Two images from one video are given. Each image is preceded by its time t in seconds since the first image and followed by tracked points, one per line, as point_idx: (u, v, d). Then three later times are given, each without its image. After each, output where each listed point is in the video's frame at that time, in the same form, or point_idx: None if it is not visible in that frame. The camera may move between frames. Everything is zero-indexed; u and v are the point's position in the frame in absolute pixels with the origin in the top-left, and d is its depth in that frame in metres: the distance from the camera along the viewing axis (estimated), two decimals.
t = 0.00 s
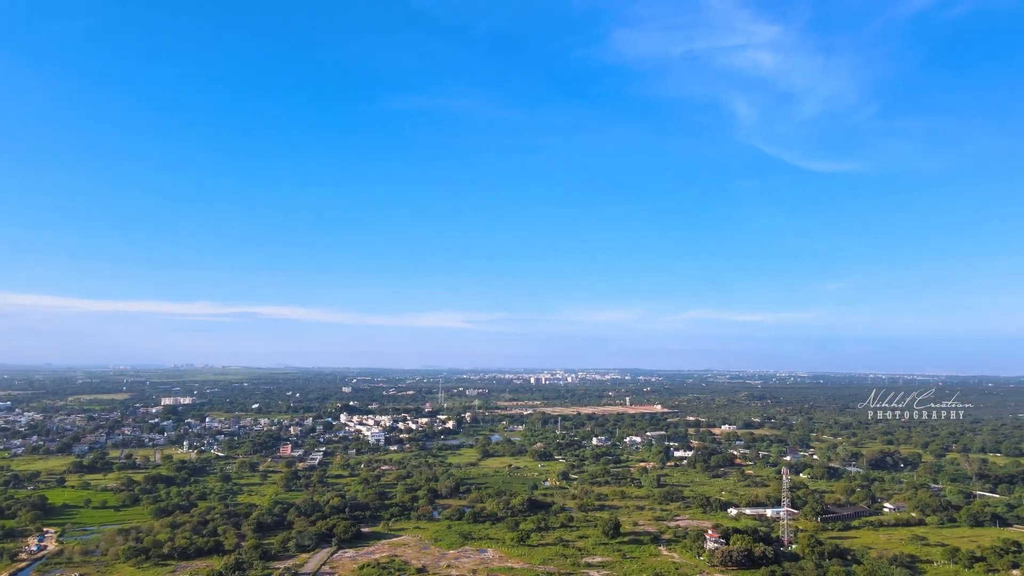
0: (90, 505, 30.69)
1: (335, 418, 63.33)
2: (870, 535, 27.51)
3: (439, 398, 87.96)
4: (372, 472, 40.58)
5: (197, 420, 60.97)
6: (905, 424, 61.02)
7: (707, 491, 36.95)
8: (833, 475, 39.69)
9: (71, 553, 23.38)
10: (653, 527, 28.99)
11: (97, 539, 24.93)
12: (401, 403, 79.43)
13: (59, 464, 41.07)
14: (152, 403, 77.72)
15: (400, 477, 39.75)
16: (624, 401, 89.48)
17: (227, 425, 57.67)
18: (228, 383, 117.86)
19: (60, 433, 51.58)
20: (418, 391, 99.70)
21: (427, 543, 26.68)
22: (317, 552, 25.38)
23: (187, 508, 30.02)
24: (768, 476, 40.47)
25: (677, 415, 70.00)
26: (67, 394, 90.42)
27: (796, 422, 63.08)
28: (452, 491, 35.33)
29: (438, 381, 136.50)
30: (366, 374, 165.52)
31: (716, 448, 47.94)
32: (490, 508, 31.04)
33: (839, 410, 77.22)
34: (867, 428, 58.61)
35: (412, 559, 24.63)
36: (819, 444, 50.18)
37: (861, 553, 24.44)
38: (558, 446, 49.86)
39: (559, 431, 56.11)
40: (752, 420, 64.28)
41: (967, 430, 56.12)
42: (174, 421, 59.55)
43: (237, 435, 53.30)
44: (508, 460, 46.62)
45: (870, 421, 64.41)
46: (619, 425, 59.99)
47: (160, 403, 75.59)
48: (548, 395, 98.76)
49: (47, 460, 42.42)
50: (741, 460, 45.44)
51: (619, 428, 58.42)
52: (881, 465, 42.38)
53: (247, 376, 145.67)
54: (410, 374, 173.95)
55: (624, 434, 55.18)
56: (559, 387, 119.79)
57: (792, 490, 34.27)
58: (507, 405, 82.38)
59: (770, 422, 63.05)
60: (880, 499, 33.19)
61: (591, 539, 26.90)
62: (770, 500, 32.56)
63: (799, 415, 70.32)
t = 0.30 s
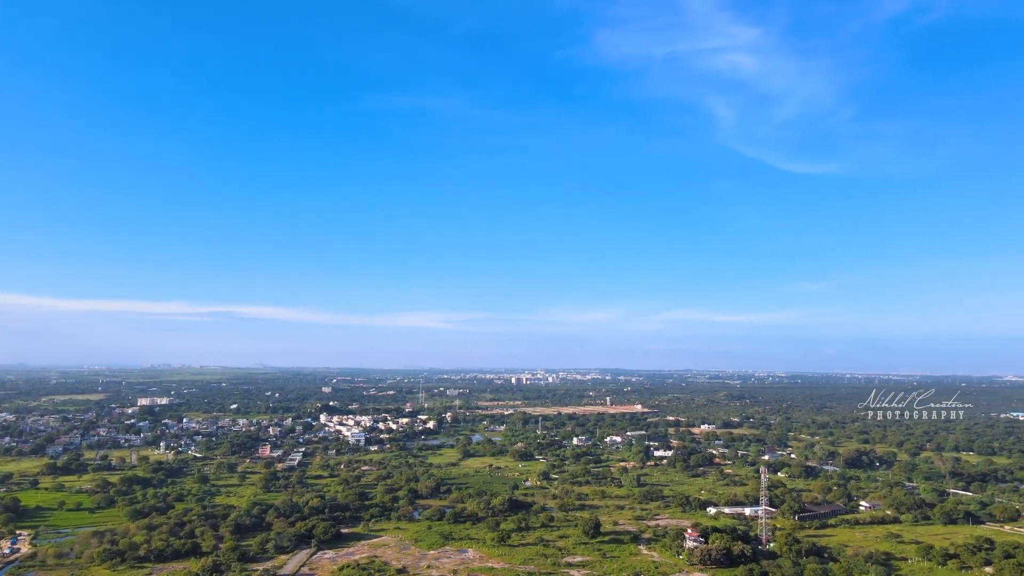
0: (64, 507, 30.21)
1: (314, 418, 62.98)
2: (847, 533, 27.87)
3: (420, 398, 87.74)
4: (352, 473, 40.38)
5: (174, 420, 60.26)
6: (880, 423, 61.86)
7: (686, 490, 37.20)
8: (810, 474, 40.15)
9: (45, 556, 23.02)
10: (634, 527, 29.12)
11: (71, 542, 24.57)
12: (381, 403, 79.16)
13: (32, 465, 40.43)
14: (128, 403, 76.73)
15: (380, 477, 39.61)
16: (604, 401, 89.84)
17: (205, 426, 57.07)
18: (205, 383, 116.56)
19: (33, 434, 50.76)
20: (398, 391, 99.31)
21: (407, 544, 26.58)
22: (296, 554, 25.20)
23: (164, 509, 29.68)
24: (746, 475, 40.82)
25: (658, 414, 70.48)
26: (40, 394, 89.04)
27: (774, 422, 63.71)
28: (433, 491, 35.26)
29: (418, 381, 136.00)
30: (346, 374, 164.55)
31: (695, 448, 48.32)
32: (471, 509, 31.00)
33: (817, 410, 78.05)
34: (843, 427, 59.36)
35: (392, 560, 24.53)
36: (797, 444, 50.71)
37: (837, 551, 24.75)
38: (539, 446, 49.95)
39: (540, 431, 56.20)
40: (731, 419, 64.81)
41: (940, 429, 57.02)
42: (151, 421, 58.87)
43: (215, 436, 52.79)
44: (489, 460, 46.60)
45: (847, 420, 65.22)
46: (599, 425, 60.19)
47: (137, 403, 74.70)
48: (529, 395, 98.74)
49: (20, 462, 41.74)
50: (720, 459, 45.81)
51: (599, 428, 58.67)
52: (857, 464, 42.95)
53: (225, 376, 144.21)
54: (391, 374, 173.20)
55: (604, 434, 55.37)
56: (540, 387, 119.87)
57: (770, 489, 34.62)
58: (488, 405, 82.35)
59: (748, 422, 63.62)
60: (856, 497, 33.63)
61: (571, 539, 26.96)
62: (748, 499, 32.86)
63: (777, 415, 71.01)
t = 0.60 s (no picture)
0: (35, 510, 29.66)
1: (292, 418, 62.57)
2: (821, 531, 28.22)
3: (399, 398, 87.43)
4: (330, 474, 40.13)
5: (149, 421, 59.44)
6: (854, 422, 62.71)
7: (664, 489, 37.43)
8: (786, 473, 40.61)
9: (15, 559, 22.60)
10: (612, 526, 29.24)
11: (43, 545, 24.14)
12: (360, 403, 78.78)
13: (2, 467, 39.66)
14: (101, 403, 75.59)
15: (358, 478, 39.41)
16: (583, 401, 90.17)
17: (180, 426, 56.35)
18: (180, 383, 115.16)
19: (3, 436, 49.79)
20: (377, 391, 98.84)
21: (386, 545, 26.44)
22: (273, 555, 24.99)
23: (138, 511, 29.28)
24: (723, 474, 41.18)
25: (636, 414, 70.94)
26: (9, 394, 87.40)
27: (751, 421, 64.33)
28: (411, 491, 35.16)
29: (397, 381, 135.38)
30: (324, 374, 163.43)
31: (673, 447, 48.67)
32: (450, 509, 30.94)
33: (792, 409, 78.94)
34: (818, 426, 60.11)
35: (370, 561, 24.38)
36: (773, 443, 51.27)
37: (812, 548, 25.03)
38: (518, 446, 50.00)
39: (519, 431, 56.24)
40: (709, 419, 65.35)
41: (912, 428, 57.95)
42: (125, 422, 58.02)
43: (191, 437, 52.19)
44: (467, 460, 46.54)
45: (821, 419, 66.08)
46: (578, 425, 60.32)
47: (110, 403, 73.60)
48: (508, 395, 98.63)
49: None
50: (698, 458, 46.17)
51: (578, 427, 58.91)
52: (832, 463, 43.49)
53: (201, 376, 142.58)
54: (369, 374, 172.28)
55: (583, 433, 55.51)
56: (519, 387, 119.88)
57: (747, 488, 34.94)
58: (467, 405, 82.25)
59: (726, 421, 64.18)
60: (831, 496, 34.07)
61: (550, 539, 26.98)
62: (725, 497, 33.14)
63: (753, 414, 71.74)
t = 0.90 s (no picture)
0: (5, 513, 29.10)
1: (269, 418, 62.07)
2: (797, 529, 28.58)
3: (377, 398, 87.05)
4: (308, 474, 39.85)
5: (123, 421, 58.60)
6: (829, 422, 63.53)
7: (643, 489, 37.63)
8: (762, 472, 41.05)
9: None
10: (590, 525, 29.35)
11: (13, 548, 23.72)
12: (338, 403, 78.31)
13: None
14: (74, 404, 74.33)
15: (337, 478, 39.16)
16: (562, 400, 90.40)
17: (154, 427, 55.59)
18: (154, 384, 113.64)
19: None
20: (355, 391, 98.37)
21: (364, 546, 26.30)
22: (249, 557, 24.77)
23: (112, 514, 28.86)
24: (701, 473, 41.54)
25: (615, 414, 71.27)
26: None
27: (729, 421, 64.91)
28: (390, 491, 35.03)
29: (376, 381, 134.66)
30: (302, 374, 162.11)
31: (652, 446, 48.98)
32: (429, 509, 30.89)
33: (769, 408, 79.75)
34: (794, 425, 60.80)
35: (348, 562, 24.24)
36: (749, 442, 51.80)
37: (787, 546, 25.33)
38: (497, 446, 50.00)
39: (498, 431, 56.27)
40: (687, 418, 65.82)
41: (886, 427, 58.80)
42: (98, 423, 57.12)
43: (166, 437, 51.53)
44: (446, 460, 46.48)
45: (797, 419, 66.85)
46: (557, 425, 60.45)
47: (82, 404, 72.41)
48: (488, 395, 98.53)
49: None
50: (676, 457, 46.46)
51: (556, 427, 59.08)
52: (807, 461, 44.05)
53: (176, 376, 140.78)
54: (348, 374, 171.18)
55: (562, 433, 55.66)
56: (498, 387, 119.77)
57: (724, 486, 35.27)
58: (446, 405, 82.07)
59: (703, 421, 64.71)
60: (806, 494, 34.51)
61: (529, 539, 27.02)
62: (702, 496, 33.43)
63: (731, 413, 72.41)
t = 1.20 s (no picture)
0: None
1: (242, 419, 61.38)
2: (768, 527, 28.89)
3: (352, 398, 86.57)
4: (282, 475, 39.44)
5: (91, 422, 57.56)
6: (802, 421, 64.36)
7: (618, 488, 37.78)
8: (735, 470, 41.45)
9: None
10: (565, 525, 29.39)
11: None
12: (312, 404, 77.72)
13: None
14: (40, 405, 72.87)
15: (311, 479, 38.80)
16: (538, 400, 90.56)
17: (124, 428, 54.66)
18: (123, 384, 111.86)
19: None
20: (330, 391, 97.74)
21: (338, 547, 26.10)
22: (221, 559, 24.44)
23: (79, 516, 28.32)
24: (675, 473, 41.84)
25: (590, 414, 71.55)
26: None
27: (703, 420, 65.47)
28: (364, 492, 34.79)
29: (351, 381, 133.73)
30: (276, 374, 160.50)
31: (627, 446, 49.23)
32: (404, 509, 30.74)
33: (743, 408, 80.57)
34: (767, 424, 61.50)
35: (322, 563, 24.03)
36: (723, 441, 52.30)
37: (759, 544, 25.59)
38: (473, 446, 49.90)
39: (473, 431, 56.19)
40: (661, 418, 66.27)
41: (855, 426, 59.71)
42: (65, 424, 56.03)
43: (135, 439, 50.70)
44: (421, 460, 46.32)
45: (770, 418, 67.62)
46: (532, 425, 60.49)
47: (49, 405, 71.03)
48: (463, 395, 98.30)
49: None
50: (650, 457, 46.71)
51: (531, 427, 59.16)
52: (779, 460, 44.59)
53: (147, 377, 138.64)
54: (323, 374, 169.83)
55: (537, 433, 55.71)
56: (474, 387, 119.54)
57: (698, 485, 35.55)
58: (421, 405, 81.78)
59: (678, 420, 65.23)
60: (778, 492, 34.91)
61: (504, 539, 27.01)
62: (677, 495, 33.66)
63: (704, 413, 73.04)
